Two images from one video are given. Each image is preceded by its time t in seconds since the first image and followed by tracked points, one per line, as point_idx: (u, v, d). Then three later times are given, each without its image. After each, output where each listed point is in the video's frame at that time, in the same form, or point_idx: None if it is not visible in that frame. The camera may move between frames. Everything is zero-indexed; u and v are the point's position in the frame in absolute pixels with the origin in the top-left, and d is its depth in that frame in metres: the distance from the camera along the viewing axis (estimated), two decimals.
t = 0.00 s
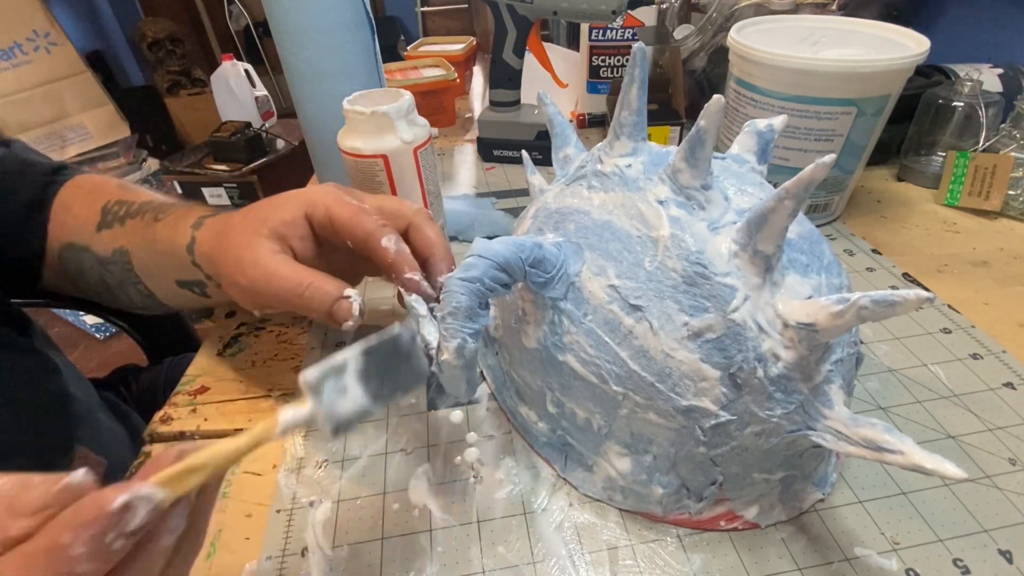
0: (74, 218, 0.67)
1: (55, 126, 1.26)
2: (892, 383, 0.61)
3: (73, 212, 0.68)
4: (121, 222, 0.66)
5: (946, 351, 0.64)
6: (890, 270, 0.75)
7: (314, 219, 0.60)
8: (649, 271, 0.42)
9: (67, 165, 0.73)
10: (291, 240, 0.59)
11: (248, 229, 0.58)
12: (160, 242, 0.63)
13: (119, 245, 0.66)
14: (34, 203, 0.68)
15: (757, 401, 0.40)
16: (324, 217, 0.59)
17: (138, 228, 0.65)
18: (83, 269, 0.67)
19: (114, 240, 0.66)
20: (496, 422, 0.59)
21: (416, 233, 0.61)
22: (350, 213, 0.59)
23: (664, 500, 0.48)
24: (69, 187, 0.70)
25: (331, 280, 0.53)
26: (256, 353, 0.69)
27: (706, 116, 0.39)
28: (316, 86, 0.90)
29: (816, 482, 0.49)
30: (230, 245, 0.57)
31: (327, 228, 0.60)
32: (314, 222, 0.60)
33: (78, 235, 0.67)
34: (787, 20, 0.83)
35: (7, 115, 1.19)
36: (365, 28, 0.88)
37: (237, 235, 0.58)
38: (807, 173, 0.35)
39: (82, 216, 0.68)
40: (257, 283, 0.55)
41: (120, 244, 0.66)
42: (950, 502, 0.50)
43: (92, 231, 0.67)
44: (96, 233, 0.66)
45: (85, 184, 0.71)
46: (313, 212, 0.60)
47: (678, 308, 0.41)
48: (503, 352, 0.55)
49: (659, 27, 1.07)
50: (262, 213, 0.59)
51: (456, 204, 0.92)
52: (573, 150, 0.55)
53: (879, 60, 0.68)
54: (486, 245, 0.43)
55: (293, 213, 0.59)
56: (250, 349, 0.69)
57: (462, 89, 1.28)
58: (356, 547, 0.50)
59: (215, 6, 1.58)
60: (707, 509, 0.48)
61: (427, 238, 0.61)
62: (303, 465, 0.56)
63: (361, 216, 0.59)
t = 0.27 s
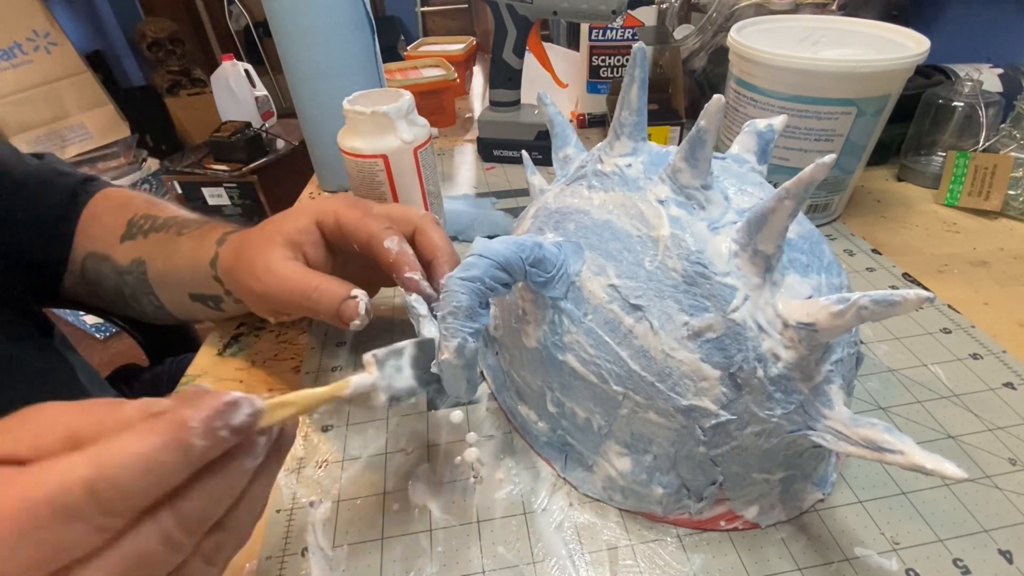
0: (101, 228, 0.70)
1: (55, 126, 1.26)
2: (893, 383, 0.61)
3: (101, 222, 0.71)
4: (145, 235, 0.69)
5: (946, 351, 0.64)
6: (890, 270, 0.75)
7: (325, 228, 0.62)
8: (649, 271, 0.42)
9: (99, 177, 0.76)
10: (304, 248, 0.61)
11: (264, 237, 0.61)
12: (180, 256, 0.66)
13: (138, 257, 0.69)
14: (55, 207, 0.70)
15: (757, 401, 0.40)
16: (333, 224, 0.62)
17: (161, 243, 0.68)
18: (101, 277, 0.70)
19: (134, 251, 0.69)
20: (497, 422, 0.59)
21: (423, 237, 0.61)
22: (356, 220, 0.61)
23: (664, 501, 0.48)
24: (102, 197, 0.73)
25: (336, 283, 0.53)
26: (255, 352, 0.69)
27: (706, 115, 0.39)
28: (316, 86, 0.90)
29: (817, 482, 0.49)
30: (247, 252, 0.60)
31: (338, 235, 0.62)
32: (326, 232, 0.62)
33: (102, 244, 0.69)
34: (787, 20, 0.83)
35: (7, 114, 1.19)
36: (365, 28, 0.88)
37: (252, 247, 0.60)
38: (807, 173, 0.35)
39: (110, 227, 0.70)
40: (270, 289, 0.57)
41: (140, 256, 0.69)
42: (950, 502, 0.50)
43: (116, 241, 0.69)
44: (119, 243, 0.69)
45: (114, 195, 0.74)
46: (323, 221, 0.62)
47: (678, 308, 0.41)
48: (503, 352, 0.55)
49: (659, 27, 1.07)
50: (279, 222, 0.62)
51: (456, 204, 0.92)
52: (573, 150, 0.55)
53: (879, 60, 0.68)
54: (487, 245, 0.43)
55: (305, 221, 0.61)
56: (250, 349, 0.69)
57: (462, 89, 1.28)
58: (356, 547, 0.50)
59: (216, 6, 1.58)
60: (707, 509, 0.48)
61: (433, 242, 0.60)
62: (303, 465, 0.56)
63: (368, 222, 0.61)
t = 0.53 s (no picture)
0: (112, 236, 0.72)
1: (56, 126, 1.26)
2: (893, 383, 0.61)
3: (114, 228, 0.73)
4: (150, 240, 0.70)
5: (946, 351, 0.64)
6: (890, 270, 0.75)
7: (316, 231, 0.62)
8: (649, 271, 0.42)
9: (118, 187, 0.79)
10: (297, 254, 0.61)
11: (255, 243, 0.61)
12: (179, 259, 0.66)
13: (143, 261, 0.69)
14: (77, 210, 0.74)
15: (757, 401, 0.40)
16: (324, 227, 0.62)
17: (163, 247, 0.69)
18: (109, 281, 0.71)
19: (139, 256, 0.69)
20: (497, 422, 0.60)
21: (412, 238, 0.61)
22: (347, 222, 0.61)
23: (665, 501, 0.48)
24: (117, 205, 0.75)
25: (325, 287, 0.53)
26: (256, 353, 0.69)
27: (706, 115, 0.39)
28: (316, 86, 0.90)
29: (817, 482, 0.49)
30: (239, 258, 0.60)
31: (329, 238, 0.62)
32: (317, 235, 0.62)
33: (111, 250, 0.71)
34: (788, 20, 0.83)
35: (7, 114, 1.19)
36: (365, 28, 0.88)
37: (244, 250, 0.60)
38: (807, 173, 0.35)
39: (120, 234, 0.72)
40: (260, 292, 0.57)
41: (143, 260, 0.69)
42: (950, 502, 0.50)
43: (125, 247, 0.71)
44: (127, 249, 0.70)
45: (129, 204, 0.76)
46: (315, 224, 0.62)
47: (678, 308, 0.41)
48: (502, 353, 0.55)
49: (659, 27, 1.07)
50: (268, 228, 0.62)
51: (456, 204, 0.92)
52: (573, 150, 0.55)
53: (880, 60, 0.68)
54: (486, 245, 0.43)
55: (296, 225, 0.61)
56: (250, 349, 0.69)
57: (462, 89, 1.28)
58: (356, 547, 0.50)
59: (216, 6, 1.58)
60: (707, 509, 0.48)
61: (423, 243, 0.61)
62: (303, 465, 0.56)
63: (358, 224, 0.61)
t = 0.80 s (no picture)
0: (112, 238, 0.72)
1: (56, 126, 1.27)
2: (893, 383, 0.61)
3: (115, 231, 0.73)
4: (149, 241, 0.70)
5: (946, 351, 0.64)
6: (890, 270, 0.75)
7: (311, 233, 0.62)
8: (649, 271, 0.42)
9: (127, 189, 0.80)
10: (290, 255, 0.61)
11: (250, 245, 0.61)
12: (176, 258, 0.66)
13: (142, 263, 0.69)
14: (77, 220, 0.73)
15: (757, 401, 0.40)
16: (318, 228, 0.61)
17: (160, 247, 0.69)
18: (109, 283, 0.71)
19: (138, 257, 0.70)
20: (497, 422, 0.59)
21: (409, 239, 0.61)
22: (341, 223, 0.60)
23: (665, 501, 0.48)
24: (126, 205, 0.76)
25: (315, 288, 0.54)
26: (256, 353, 0.69)
27: (706, 115, 0.39)
28: (316, 86, 0.90)
29: (817, 482, 0.49)
30: (233, 259, 0.60)
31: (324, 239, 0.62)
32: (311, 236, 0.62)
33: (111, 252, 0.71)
34: (788, 20, 0.83)
35: (7, 114, 1.19)
36: (365, 28, 0.88)
37: (238, 250, 0.61)
38: (807, 173, 0.35)
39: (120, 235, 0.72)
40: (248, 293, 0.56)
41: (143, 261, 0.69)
42: (950, 502, 0.50)
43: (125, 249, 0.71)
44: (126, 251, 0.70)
45: (137, 205, 0.77)
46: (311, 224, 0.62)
47: (678, 308, 0.41)
48: (503, 353, 0.55)
49: (659, 27, 1.07)
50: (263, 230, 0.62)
51: (456, 204, 0.92)
52: (573, 150, 0.55)
53: (880, 60, 0.68)
54: (486, 245, 0.43)
55: (290, 227, 0.61)
56: (250, 349, 0.69)
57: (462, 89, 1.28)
58: (356, 547, 0.50)
59: (216, 6, 1.58)
60: (707, 509, 0.48)
61: (420, 243, 0.60)
62: (303, 465, 0.56)
63: (353, 225, 0.60)
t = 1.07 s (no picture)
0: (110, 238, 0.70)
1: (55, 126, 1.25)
2: (893, 383, 0.61)
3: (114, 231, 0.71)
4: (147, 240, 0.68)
5: (946, 351, 0.64)
6: (890, 270, 0.75)
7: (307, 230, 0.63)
8: (648, 271, 0.42)
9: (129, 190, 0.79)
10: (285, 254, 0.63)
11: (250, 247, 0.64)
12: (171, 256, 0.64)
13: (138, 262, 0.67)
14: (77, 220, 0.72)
15: (756, 401, 0.40)
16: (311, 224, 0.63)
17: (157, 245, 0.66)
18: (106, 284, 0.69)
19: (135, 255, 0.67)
20: (497, 422, 0.59)
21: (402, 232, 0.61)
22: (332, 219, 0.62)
23: (664, 501, 0.48)
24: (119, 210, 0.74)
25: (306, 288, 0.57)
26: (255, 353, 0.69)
27: (706, 116, 0.39)
28: (316, 86, 0.90)
29: (817, 482, 0.49)
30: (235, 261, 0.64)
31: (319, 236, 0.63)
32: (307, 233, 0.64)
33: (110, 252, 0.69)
34: (788, 20, 0.83)
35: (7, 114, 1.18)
36: (365, 28, 0.88)
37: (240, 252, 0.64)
38: (807, 173, 0.35)
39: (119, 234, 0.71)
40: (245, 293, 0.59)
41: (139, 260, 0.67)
42: (950, 502, 0.50)
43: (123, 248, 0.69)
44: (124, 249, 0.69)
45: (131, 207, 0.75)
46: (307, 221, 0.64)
47: (677, 309, 0.41)
48: (502, 353, 0.55)
49: (659, 27, 1.07)
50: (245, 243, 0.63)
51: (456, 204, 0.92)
52: (573, 150, 0.55)
53: (880, 60, 0.68)
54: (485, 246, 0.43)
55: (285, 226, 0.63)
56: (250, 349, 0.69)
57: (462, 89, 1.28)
58: (356, 547, 0.50)
59: (216, 6, 1.58)
60: (707, 509, 0.48)
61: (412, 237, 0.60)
62: (303, 465, 0.56)
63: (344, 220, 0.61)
